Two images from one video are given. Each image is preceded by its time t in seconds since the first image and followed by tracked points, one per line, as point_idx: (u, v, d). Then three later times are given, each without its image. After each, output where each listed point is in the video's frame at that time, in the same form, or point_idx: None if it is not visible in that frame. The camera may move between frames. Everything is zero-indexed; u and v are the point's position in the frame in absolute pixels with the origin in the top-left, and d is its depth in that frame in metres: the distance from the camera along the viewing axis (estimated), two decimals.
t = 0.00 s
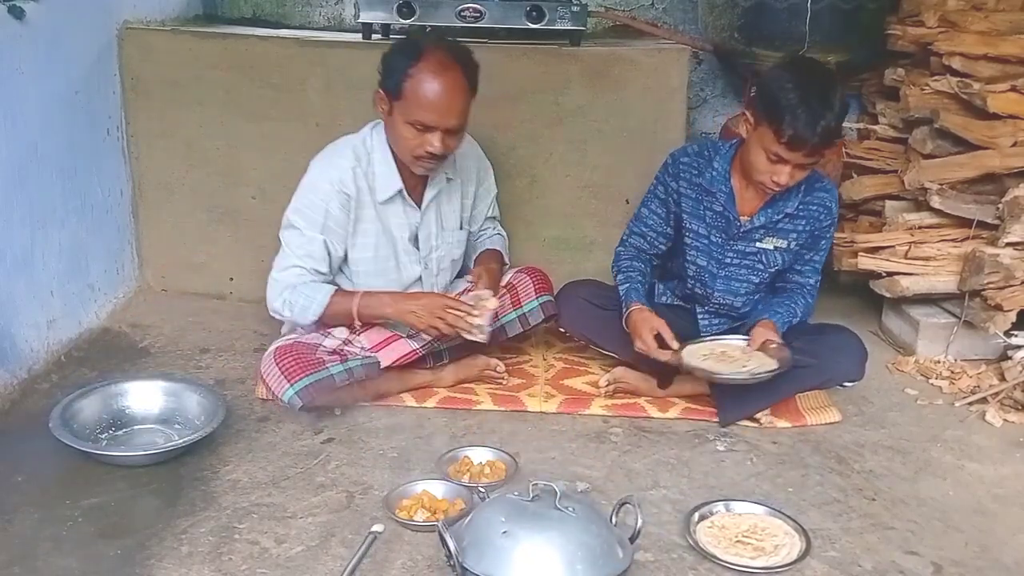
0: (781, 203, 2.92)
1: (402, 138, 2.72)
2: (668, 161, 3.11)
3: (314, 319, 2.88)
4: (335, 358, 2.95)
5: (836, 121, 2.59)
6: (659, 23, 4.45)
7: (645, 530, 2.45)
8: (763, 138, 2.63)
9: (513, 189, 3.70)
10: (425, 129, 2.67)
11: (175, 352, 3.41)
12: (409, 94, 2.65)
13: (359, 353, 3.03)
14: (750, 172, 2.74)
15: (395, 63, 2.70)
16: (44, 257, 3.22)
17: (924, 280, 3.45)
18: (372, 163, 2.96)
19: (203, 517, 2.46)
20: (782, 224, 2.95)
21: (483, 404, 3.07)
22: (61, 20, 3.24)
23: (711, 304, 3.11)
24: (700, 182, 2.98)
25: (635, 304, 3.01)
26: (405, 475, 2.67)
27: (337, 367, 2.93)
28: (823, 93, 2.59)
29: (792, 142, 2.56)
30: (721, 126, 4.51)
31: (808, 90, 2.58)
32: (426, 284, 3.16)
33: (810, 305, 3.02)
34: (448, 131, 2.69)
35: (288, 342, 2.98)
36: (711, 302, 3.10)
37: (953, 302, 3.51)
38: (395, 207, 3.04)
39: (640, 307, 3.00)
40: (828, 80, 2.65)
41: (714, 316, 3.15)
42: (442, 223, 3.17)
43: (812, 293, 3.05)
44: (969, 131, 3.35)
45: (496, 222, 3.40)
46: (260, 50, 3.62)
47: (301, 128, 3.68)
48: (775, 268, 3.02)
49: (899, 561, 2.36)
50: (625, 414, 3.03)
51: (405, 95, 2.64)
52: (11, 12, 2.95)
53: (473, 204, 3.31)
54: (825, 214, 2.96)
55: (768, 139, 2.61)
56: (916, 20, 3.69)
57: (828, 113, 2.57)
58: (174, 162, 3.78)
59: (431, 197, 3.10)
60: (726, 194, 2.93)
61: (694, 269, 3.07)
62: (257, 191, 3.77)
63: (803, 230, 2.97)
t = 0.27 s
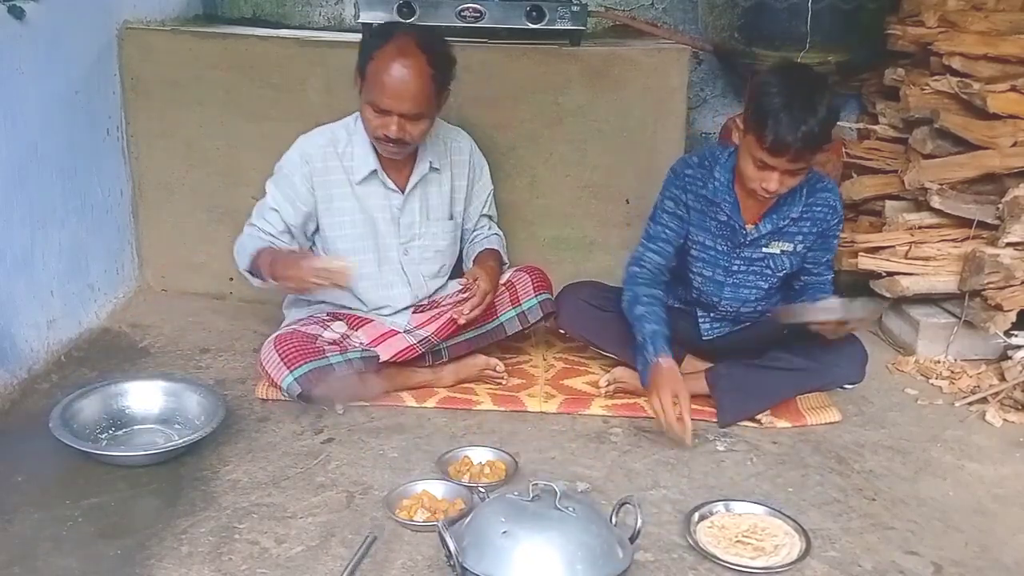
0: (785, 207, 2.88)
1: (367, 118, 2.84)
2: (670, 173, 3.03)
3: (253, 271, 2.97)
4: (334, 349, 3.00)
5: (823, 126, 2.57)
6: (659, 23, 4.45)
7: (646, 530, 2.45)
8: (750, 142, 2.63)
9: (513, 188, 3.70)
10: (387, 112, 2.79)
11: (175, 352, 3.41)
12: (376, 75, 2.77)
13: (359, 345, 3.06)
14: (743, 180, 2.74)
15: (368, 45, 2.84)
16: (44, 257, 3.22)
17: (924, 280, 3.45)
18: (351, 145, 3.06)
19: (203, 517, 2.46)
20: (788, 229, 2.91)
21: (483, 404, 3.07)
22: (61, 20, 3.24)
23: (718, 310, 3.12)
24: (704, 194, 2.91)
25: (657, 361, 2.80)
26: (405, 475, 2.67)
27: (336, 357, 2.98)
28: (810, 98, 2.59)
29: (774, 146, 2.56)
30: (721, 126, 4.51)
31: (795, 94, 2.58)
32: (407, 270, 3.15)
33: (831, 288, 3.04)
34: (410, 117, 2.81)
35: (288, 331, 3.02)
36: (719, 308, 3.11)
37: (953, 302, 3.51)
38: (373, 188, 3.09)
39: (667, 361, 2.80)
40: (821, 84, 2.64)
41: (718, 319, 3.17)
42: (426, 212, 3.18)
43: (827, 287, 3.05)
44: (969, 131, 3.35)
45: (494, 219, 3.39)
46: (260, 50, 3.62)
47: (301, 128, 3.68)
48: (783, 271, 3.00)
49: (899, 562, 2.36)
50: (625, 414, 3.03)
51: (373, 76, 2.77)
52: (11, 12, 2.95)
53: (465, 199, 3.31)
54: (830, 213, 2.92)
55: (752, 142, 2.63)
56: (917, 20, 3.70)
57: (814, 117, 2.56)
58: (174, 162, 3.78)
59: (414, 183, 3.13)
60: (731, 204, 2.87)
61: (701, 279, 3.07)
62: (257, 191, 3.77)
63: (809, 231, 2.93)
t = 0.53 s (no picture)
0: (791, 213, 2.89)
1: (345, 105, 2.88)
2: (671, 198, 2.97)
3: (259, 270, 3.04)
4: (334, 346, 3.00)
5: (807, 131, 2.56)
6: (659, 23, 4.45)
7: (646, 530, 2.45)
8: (732, 149, 2.63)
9: (514, 188, 3.70)
10: (365, 98, 2.83)
11: (175, 352, 3.41)
12: (350, 62, 2.82)
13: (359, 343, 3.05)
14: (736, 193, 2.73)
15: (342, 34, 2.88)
16: (44, 256, 3.22)
17: (924, 280, 3.44)
18: (334, 137, 3.10)
19: (203, 517, 2.47)
20: (794, 233, 2.92)
21: (483, 404, 3.07)
22: (61, 20, 3.23)
23: (731, 320, 3.12)
24: (710, 212, 2.90)
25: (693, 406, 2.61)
26: (405, 475, 2.67)
27: (336, 354, 2.97)
28: (792, 102, 2.58)
29: (757, 151, 2.55)
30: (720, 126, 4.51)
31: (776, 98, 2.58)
32: (393, 260, 3.15)
33: (840, 296, 2.99)
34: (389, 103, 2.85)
35: (288, 328, 3.03)
36: (731, 318, 3.11)
37: (953, 302, 3.51)
38: (356, 178, 3.12)
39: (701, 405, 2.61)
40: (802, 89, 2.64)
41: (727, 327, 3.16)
42: (412, 202, 3.19)
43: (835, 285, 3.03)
44: (969, 131, 3.35)
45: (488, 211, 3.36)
46: (260, 50, 3.62)
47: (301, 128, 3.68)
48: (793, 274, 3.00)
49: (899, 562, 2.36)
50: (625, 414, 3.03)
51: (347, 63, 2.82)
52: (11, 12, 2.95)
53: (455, 193, 3.30)
54: (832, 212, 2.93)
55: (736, 149, 2.62)
56: (916, 20, 3.70)
57: (797, 121, 2.55)
58: (174, 162, 3.78)
59: (398, 171, 3.14)
60: (738, 219, 2.87)
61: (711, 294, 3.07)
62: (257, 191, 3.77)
63: (814, 232, 2.94)
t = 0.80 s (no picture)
0: (786, 215, 2.86)
1: (338, 104, 2.90)
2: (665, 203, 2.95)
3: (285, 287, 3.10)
4: (334, 343, 3.00)
5: (765, 127, 2.48)
6: (659, 23, 4.45)
7: (646, 530, 2.45)
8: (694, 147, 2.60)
9: (514, 188, 3.70)
10: (358, 93, 2.85)
11: (175, 352, 3.41)
12: (340, 59, 2.83)
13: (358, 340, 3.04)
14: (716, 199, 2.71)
15: (322, 33, 2.89)
16: (44, 257, 3.22)
17: (924, 280, 3.43)
18: (318, 137, 3.11)
19: (203, 517, 2.47)
20: (791, 234, 2.90)
21: (483, 404, 3.07)
22: (61, 20, 3.23)
23: (731, 322, 3.11)
24: (705, 216, 2.88)
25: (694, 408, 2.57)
26: (405, 475, 2.67)
27: (335, 351, 2.97)
28: (751, 98, 2.51)
29: (710, 149, 2.52)
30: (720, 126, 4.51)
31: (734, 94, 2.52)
32: (385, 253, 3.17)
33: (841, 299, 2.98)
34: (380, 93, 2.87)
35: (288, 325, 3.03)
36: (731, 320, 3.10)
37: (953, 302, 3.50)
38: (344, 176, 3.13)
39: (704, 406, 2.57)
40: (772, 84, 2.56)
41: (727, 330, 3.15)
42: (400, 195, 3.20)
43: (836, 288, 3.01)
44: (969, 131, 3.35)
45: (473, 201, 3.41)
46: (260, 50, 3.62)
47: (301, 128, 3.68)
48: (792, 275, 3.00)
49: (899, 562, 2.36)
50: (625, 414, 3.04)
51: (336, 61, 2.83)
52: (11, 12, 2.95)
53: (441, 184, 3.33)
54: (829, 212, 2.90)
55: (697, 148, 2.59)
56: (916, 20, 3.69)
57: (752, 116, 2.48)
58: (174, 162, 3.78)
59: (383, 165, 3.15)
60: (733, 221, 2.86)
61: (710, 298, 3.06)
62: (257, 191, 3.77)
63: (812, 233, 2.91)
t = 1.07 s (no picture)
0: (772, 208, 2.89)
1: (349, 102, 2.89)
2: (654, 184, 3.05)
3: (278, 288, 3.08)
4: (334, 340, 3.00)
5: (734, 114, 2.61)
6: (659, 23, 4.45)
7: (646, 530, 2.45)
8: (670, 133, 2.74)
9: (513, 188, 3.70)
10: (371, 88, 2.86)
11: (175, 352, 3.41)
12: (350, 58, 2.83)
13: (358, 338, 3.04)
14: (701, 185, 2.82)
15: (323, 33, 2.88)
16: (44, 257, 3.22)
17: (924, 280, 3.44)
18: (311, 136, 3.11)
19: (203, 517, 2.46)
20: (777, 228, 2.93)
21: (483, 404, 3.07)
22: (61, 20, 3.23)
23: (719, 317, 3.12)
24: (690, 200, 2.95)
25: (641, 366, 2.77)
26: (405, 475, 2.67)
27: (335, 348, 2.97)
28: (725, 86, 2.64)
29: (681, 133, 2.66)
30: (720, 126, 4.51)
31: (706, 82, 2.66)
32: (381, 250, 3.18)
33: (841, 294, 2.97)
34: (392, 86, 2.89)
35: (287, 322, 3.03)
36: (719, 315, 3.12)
37: (953, 302, 3.51)
38: (337, 173, 3.13)
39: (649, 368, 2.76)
40: (744, 72, 2.69)
41: (719, 326, 3.16)
42: (393, 192, 3.20)
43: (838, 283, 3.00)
44: (969, 131, 3.35)
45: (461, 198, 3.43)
46: (259, 50, 3.62)
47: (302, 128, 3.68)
48: (779, 271, 3.01)
49: (899, 562, 2.36)
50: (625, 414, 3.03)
51: (347, 60, 2.83)
52: (11, 12, 2.95)
53: (433, 180, 3.33)
54: (819, 209, 2.92)
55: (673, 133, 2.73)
56: (916, 20, 3.69)
57: (723, 104, 2.61)
58: (174, 162, 3.78)
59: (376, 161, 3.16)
60: (716, 209, 2.92)
61: (698, 287, 3.09)
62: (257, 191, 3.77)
63: (800, 228, 2.94)
